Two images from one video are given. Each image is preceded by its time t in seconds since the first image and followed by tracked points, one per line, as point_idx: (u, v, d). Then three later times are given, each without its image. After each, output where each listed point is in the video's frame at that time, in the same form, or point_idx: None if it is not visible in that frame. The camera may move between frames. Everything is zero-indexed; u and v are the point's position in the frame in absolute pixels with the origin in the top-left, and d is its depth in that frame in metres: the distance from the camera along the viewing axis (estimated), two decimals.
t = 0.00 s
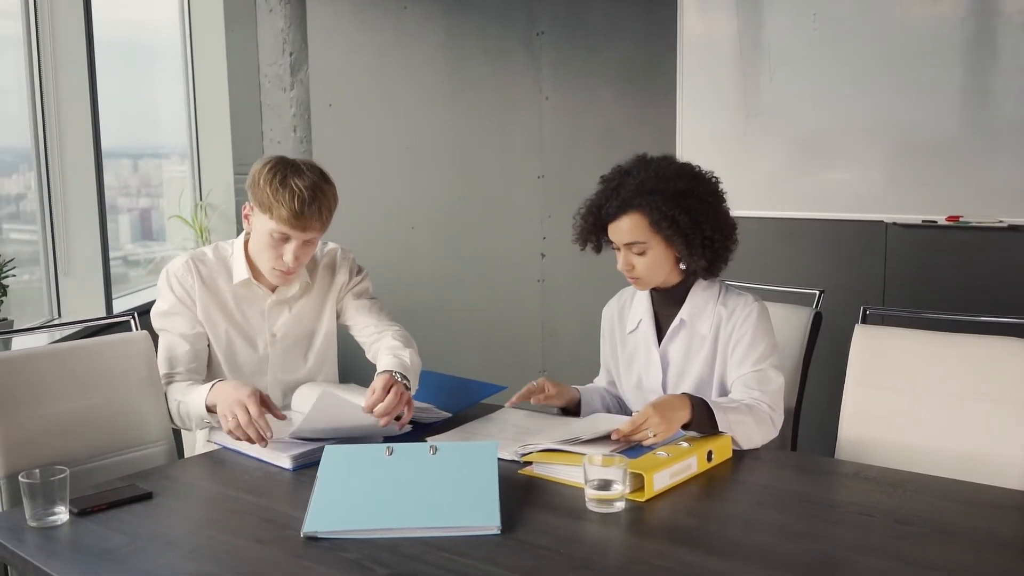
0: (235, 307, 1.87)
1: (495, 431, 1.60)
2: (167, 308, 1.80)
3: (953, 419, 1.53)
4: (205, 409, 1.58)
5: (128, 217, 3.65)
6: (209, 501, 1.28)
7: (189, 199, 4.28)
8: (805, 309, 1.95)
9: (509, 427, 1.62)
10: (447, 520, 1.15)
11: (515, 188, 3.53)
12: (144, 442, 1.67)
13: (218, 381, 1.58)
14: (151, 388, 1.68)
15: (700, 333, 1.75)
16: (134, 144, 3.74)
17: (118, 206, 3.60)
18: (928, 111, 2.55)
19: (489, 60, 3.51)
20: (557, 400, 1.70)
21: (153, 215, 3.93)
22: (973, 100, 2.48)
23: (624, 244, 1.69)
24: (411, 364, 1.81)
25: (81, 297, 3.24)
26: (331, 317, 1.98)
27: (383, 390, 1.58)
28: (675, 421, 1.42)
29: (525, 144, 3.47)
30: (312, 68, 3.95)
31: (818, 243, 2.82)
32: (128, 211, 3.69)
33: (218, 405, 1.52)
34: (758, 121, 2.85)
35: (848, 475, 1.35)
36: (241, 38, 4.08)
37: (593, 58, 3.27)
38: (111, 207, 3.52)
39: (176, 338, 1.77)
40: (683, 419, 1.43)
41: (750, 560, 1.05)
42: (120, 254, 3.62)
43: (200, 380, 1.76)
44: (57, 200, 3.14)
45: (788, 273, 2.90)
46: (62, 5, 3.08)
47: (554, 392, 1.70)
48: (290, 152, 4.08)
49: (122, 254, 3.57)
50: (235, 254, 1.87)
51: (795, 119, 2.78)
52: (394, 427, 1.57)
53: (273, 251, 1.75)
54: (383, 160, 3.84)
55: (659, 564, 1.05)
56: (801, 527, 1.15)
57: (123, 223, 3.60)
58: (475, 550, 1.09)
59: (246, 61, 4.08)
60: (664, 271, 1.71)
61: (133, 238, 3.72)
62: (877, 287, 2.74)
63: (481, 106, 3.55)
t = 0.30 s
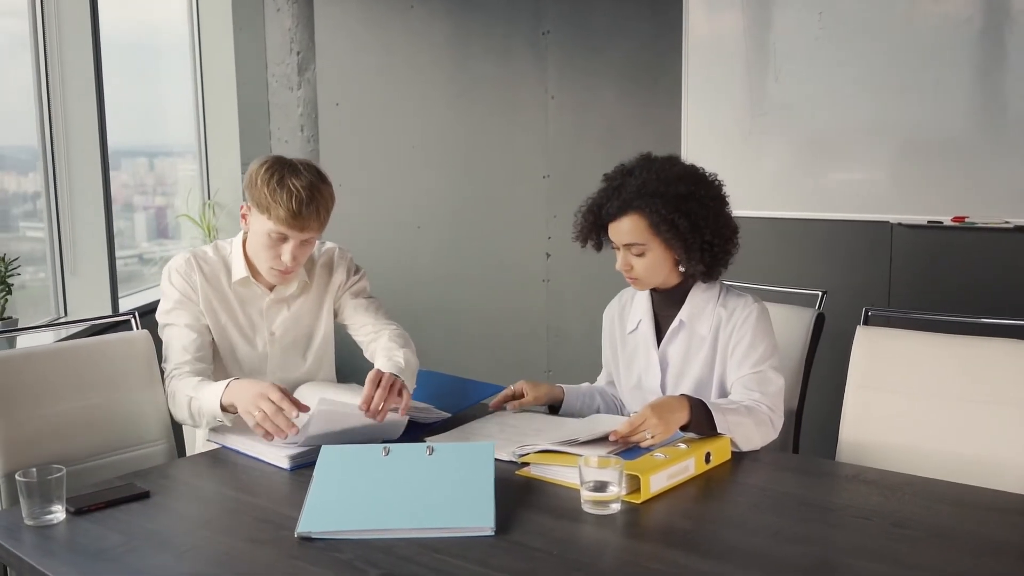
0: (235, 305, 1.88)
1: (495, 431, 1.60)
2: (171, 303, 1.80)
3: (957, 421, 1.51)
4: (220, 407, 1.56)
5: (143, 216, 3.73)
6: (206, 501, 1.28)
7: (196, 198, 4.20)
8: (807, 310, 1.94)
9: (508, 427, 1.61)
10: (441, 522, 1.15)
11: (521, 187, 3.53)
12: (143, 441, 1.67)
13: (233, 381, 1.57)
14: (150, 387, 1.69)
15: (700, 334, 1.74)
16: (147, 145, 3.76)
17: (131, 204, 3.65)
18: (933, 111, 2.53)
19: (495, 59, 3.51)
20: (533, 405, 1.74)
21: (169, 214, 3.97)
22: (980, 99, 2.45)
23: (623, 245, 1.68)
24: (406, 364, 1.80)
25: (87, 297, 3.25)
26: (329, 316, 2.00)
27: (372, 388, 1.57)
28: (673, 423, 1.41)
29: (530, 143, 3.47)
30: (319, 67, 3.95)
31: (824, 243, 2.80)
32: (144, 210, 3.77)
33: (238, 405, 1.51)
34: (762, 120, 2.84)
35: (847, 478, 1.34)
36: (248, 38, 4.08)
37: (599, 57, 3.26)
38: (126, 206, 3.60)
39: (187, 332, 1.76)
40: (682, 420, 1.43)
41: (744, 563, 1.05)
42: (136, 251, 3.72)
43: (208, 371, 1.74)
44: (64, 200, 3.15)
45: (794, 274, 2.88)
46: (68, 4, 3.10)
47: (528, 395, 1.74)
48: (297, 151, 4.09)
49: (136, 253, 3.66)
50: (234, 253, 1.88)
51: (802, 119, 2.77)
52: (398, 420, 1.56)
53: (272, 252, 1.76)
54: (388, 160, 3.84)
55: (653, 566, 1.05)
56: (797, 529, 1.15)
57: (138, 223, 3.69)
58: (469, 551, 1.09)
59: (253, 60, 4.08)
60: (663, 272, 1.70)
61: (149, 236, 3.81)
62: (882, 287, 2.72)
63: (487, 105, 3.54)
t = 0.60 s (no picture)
0: (235, 307, 1.89)
1: (495, 432, 1.59)
2: (171, 305, 1.81)
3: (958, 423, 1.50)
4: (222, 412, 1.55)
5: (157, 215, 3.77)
6: (202, 501, 1.28)
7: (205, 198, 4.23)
8: (810, 311, 1.93)
9: (508, 428, 1.61)
10: (436, 524, 1.14)
11: (526, 187, 3.52)
12: (144, 441, 1.67)
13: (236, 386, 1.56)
14: (151, 387, 1.69)
15: (701, 335, 1.74)
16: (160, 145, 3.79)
17: (146, 203, 3.69)
18: (940, 110, 2.51)
19: (501, 59, 3.50)
20: (531, 405, 1.75)
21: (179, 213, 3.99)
22: (986, 97, 2.43)
23: (623, 245, 1.68)
24: (407, 358, 1.84)
25: (93, 296, 3.26)
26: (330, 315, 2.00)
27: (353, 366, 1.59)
28: (672, 424, 1.41)
29: (535, 142, 3.46)
30: (326, 67, 3.96)
31: (830, 243, 2.79)
32: (160, 210, 3.83)
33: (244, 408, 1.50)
34: (766, 120, 2.83)
35: (847, 481, 1.33)
36: (254, 38, 4.09)
37: (604, 56, 3.25)
38: (142, 205, 3.66)
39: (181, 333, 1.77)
40: (681, 421, 1.42)
41: (739, 567, 1.04)
42: (151, 250, 3.77)
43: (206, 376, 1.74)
44: (69, 200, 3.17)
45: (800, 274, 2.87)
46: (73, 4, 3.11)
47: (527, 395, 1.74)
48: (304, 151, 4.10)
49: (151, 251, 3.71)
50: (234, 254, 1.88)
51: (808, 119, 2.75)
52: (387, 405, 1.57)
53: (272, 251, 1.76)
54: (394, 160, 3.84)
55: (647, 570, 1.04)
56: (793, 533, 1.14)
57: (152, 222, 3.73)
58: (463, 554, 1.08)
59: (260, 61, 4.09)
60: (663, 273, 1.70)
61: (163, 235, 3.84)
62: (887, 288, 2.71)
63: (492, 105, 3.54)
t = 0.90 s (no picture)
0: (240, 310, 1.90)
1: (497, 433, 1.59)
2: (170, 312, 1.84)
3: (960, 424, 1.48)
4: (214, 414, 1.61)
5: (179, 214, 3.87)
6: (202, 501, 1.28)
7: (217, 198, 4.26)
8: (817, 312, 1.92)
9: (510, 430, 1.60)
10: (434, 525, 1.14)
11: (534, 188, 3.52)
12: (148, 440, 1.68)
13: (228, 389, 1.63)
14: (155, 386, 1.69)
15: (705, 337, 1.73)
16: (172, 145, 3.81)
17: (166, 203, 3.77)
18: (951, 109, 2.48)
19: (509, 60, 3.50)
20: (530, 404, 1.76)
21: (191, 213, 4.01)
22: (999, 96, 2.40)
23: (626, 246, 1.67)
24: (421, 352, 1.95)
25: (102, 295, 3.28)
26: (338, 317, 2.02)
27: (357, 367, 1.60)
28: (674, 427, 1.40)
29: (544, 143, 3.46)
30: (337, 67, 3.96)
31: (840, 244, 2.77)
32: (178, 210, 3.90)
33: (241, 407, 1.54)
34: (775, 120, 2.81)
35: (850, 484, 1.32)
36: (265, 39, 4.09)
37: (613, 56, 3.24)
38: (160, 206, 3.72)
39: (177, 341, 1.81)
40: (683, 424, 1.41)
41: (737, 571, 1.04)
42: (170, 250, 3.85)
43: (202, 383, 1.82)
44: (79, 200, 3.18)
45: (810, 275, 2.85)
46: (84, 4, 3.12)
47: (527, 394, 1.76)
48: (315, 151, 4.10)
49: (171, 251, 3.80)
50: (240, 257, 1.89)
51: (819, 119, 2.73)
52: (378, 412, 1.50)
53: (281, 252, 1.78)
54: (404, 160, 3.84)
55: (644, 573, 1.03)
56: (793, 537, 1.13)
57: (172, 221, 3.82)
58: (459, 556, 1.08)
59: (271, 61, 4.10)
60: (667, 274, 1.69)
61: (182, 235, 3.93)
62: (897, 289, 2.69)
63: (501, 106, 3.54)
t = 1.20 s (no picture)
0: (242, 310, 1.99)
1: (499, 435, 1.59)
2: (174, 311, 1.93)
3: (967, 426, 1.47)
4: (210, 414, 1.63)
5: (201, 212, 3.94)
6: (203, 501, 1.29)
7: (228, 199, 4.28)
8: (821, 315, 1.91)
9: (512, 431, 1.60)
10: (431, 526, 1.14)
11: (542, 188, 3.51)
12: (152, 440, 1.69)
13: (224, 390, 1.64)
14: (158, 386, 1.70)
15: (708, 339, 1.72)
16: (187, 144, 3.84)
17: (183, 202, 3.83)
18: (962, 109, 2.46)
19: (518, 60, 3.50)
20: (533, 404, 1.74)
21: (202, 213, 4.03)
22: (1009, 95, 2.37)
23: (628, 248, 1.67)
24: (426, 364, 1.83)
25: (111, 295, 3.29)
26: (341, 318, 2.08)
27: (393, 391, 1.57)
28: (674, 429, 1.40)
29: (551, 144, 3.46)
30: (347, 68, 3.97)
31: (848, 246, 2.75)
32: (195, 210, 3.93)
33: (236, 409, 1.56)
34: (784, 120, 2.80)
35: (851, 487, 1.31)
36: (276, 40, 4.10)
37: (621, 57, 3.23)
38: (177, 205, 3.77)
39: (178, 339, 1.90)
40: (683, 426, 1.41)
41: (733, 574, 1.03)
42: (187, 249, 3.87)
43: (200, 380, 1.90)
44: (88, 201, 3.20)
45: (818, 277, 2.84)
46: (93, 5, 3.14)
47: (531, 393, 1.75)
48: (325, 152, 4.10)
49: (190, 250, 3.85)
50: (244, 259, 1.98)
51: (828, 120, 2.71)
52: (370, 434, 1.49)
53: (287, 252, 1.79)
54: (412, 161, 3.85)
55: (641, 575, 1.03)
56: (792, 539, 1.13)
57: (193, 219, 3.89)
58: (455, 557, 1.08)
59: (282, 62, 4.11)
60: (670, 275, 1.69)
61: (201, 234, 3.98)
62: (904, 291, 2.67)
63: (509, 107, 3.54)
